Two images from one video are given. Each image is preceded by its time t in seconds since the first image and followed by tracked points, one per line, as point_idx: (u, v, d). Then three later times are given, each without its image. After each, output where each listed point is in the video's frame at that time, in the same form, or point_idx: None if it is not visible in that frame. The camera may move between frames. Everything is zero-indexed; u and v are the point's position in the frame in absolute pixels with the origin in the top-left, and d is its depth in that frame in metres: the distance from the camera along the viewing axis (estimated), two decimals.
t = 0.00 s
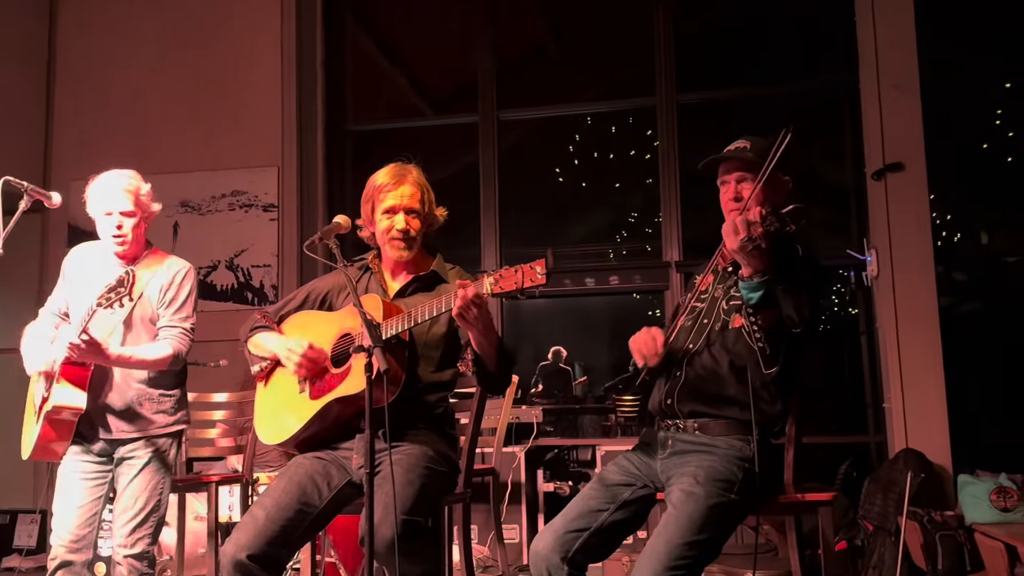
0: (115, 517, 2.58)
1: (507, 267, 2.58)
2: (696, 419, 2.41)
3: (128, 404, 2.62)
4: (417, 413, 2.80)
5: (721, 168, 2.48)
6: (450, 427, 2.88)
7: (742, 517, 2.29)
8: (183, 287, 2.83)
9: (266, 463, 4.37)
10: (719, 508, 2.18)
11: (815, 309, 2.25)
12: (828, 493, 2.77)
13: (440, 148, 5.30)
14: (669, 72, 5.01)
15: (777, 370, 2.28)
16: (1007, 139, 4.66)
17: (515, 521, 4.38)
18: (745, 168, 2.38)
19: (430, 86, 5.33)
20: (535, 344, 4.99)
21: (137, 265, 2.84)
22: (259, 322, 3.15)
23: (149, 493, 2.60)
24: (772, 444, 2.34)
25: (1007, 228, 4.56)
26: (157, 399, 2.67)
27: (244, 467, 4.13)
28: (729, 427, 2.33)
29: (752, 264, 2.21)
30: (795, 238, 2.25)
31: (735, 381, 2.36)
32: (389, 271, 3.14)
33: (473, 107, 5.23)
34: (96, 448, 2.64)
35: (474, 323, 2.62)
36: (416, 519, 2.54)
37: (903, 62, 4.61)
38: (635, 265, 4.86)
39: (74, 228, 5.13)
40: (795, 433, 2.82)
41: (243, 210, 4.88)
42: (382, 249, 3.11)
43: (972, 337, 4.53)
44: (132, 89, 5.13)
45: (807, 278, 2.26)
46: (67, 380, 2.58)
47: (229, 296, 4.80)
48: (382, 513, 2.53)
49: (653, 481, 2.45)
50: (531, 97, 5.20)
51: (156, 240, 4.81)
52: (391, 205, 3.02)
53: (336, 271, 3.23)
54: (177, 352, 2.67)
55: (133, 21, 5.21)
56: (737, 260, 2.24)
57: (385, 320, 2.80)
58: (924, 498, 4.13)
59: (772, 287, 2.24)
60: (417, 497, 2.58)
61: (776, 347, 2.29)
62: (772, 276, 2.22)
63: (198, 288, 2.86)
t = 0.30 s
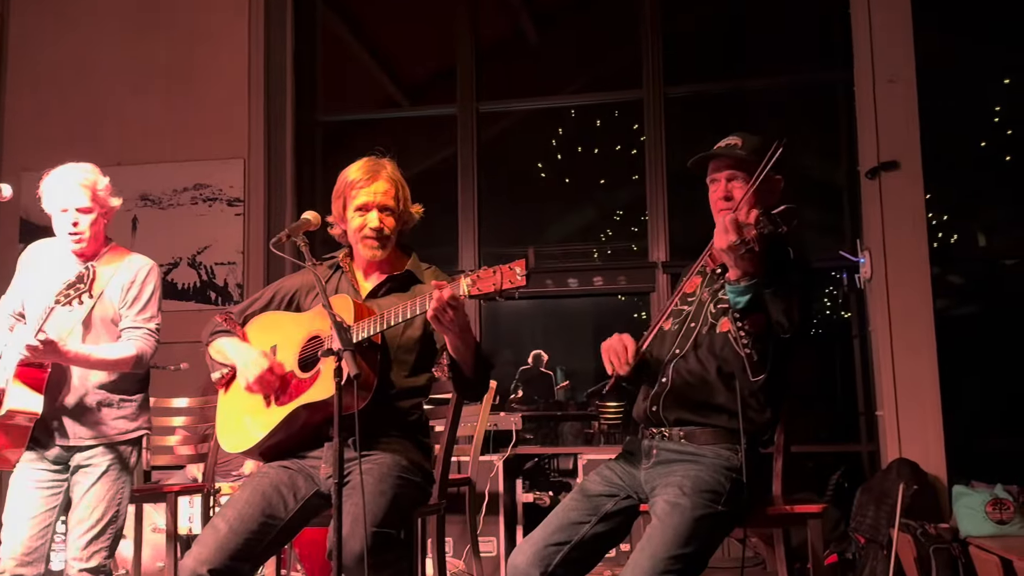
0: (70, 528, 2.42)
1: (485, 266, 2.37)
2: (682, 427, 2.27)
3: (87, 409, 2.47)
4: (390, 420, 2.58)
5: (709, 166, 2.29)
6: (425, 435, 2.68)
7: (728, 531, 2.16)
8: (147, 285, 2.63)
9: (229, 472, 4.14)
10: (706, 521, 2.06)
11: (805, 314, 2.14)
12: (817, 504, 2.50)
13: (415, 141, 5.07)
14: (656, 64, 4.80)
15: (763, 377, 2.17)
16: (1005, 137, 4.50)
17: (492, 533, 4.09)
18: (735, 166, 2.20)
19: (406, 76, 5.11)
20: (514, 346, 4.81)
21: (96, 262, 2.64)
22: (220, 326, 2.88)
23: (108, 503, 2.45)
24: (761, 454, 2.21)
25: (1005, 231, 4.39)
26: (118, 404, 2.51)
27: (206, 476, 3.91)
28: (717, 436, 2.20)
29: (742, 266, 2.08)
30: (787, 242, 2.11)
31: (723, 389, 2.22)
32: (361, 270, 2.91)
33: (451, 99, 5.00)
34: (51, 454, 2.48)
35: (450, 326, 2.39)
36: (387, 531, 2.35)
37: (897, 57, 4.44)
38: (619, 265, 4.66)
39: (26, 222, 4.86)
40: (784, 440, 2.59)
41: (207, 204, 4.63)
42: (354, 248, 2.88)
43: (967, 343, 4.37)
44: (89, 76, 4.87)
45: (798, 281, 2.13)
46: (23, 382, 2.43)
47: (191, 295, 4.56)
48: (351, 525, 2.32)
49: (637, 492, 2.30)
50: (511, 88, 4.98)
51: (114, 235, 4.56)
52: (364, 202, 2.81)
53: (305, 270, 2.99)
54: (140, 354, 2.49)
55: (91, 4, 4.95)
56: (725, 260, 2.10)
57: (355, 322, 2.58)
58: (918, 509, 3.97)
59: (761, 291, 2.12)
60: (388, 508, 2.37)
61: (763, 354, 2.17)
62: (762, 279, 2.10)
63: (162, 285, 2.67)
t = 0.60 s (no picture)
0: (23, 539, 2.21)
1: (462, 268, 2.16)
2: (665, 434, 2.13)
3: (43, 412, 2.27)
4: (358, 426, 2.36)
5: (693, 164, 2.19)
6: (397, 443, 2.46)
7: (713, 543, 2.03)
8: (108, 284, 2.42)
9: (190, 479, 3.94)
10: (687, 533, 1.93)
11: (791, 319, 1.96)
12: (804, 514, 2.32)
13: (390, 134, 4.87)
14: (641, 57, 4.64)
15: (747, 385, 2.01)
16: (1000, 135, 4.38)
17: (467, 545, 3.95)
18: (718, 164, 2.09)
19: (381, 66, 4.91)
20: (491, 348, 4.57)
21: (55, 260, 2.42)
22: (180, 327, 2.66)
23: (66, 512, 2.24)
24: (746, 462, 2.08)
25: (1000, 232, 4.27)
26: (77, 408, 2.31)
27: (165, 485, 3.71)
28: (701, 443, 2.06)
29: (722, 268, 1.94)
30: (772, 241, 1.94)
31: (707, 396, 2.08)
32: (331, 269, 2.68)
33: (428, 90, 4.81)
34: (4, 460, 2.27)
35: (424, 330, 2.21)
36: (354, 544, 2.15)
37: (890, 53, 4.32)
38: (602, 266, 4.47)
39: None
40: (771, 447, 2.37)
41: (168, 198, 4.44)
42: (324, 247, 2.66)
43: (960, 348, 4.22)
44: (47, 64, 4.67)
45: (783, 283, 1.95)
46: None
47: (151, 294, 4.36)
48: (318, 538, 2.14)
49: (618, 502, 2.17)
50: (492, 80, 4.80)
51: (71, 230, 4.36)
52: (335, 199, 2.60)
53: (268, 269, 2.73)
54: (99, 357, 2.29)
55: None
56: (705, 264, 1.97)
57: (324, 324, 2.37)
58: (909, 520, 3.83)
59: (742, 294, 1.96)
60: (357, 520, 2.18)
61: (747, 360, 2.01)
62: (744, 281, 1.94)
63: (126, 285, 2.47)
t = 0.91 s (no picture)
0: None
1: (440, 268, 2.02)
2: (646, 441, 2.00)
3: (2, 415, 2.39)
4: (327, 431, 2.19)
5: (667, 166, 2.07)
6: (369, 447, 2.29)
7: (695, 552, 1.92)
8: (70, 283, 2.54)
9: (154, 485, 3.78)
10: (667, 544, 1.82)
11: (776, 325, 1.87)
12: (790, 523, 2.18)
13: (365, 127, 4.72)
14: (627, 50, 4.51)
15: (734, 395, 1.93)
16: (993, 134, 4.28)
17: (442, 553, 3.82)
18: (695, 169, 1.99)
19: (357, 56, 4.75)
20: (471, 350, 4.46)
21: (22, 255, 2.55)
22: (146, 321, 2.49)
23: (23, 516, 2.37)
24: (729, 470, 1.98)
25: (993, 235, 4.17)
26: (33, 413, 2.43)
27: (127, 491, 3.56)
28: (682, 449, 1.94)
29: (707, 278, 1.83)
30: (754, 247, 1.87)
31: (690, 404, 1.95)
32: (302, 267, 2.49)
33: (406, 82, 4.66)
34: None
35: (395, 333, 2.06)
36: (324, 554, 2.02)
37: (882, 48, 4.20)
38: (585, 266, 4.32)
39: None
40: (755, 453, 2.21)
41: (134, 191, 4.32)
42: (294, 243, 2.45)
43: (951, 352, 4.12)
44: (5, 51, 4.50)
45: (767, 289, 1.87)
46: None
47: (115, 291, 4.23)
48: (285, 546, 1.97)
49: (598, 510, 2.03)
50: (473, 73, 4.65)
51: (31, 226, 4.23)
52: (305, 194, 2.39)
53: (237, 267, 2.54)
54: (55, 355, 2.40)
55: None
56: (688, 273, 1.86)
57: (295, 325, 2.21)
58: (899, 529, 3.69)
59: (729, 303, 1.87)
60: (327, 529, 2.03)
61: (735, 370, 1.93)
62: (729, 289, 1.85)
63: (87, 285, 2.58)
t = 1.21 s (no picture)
0: None
1: (415, 266, 1.92)
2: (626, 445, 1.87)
3: None
4: (297, 433, 2.05)
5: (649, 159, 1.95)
6: (342, 451, 2.15)
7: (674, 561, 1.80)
8: (28, 277, 2.45)
9: (120, 488, 3.66)
10: (648, 553, 1.71)
11: (762, 319, 1.78)
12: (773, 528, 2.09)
13: (342, 121, 4.62)
14: (612, 44, 4.41)
15: (721, 389, 1.81)
16: (985, 134, 4.21)
17: (419, 559, 3.69)
18: (680, 157, 1.86)
19: (335, 48, 4.66)
20: (449, 352, 4.35)
21: None
22: (111, 319, 2.33)
23: None
24: (712, 475, 1.87)
25: (982, 237, 4.14)
26: None
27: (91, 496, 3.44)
28: (664, 454, 1.82)
29: (694, 265, 1.71)
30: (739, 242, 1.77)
31: (672, 402, 1.83)
32: (273, 264, 2.33)
33: (385, 75, 4.56)
34: None
35: (362, 335, 1.93)
36: (293, 562, 1.89)
37: (871, 43, 4.12)
38: (568, 265, 4.24)
39: None
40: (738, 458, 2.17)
41: (101, 185, 4.26)
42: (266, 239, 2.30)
43: (941, 355, 4.03)
44: None
45: (753, 281, 1.76)
46: None
47: (80, 288, 4.17)
48: (251, 554, 1.85)
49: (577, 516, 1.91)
50: (454, 66, 4.56)
51: None
52: (278, 188, 2.22)
53: (207, 263, 2.37)
54: (12, 355, 2.33)
55: None
56: (675, 258, 1.73)
57: (264, 325, 2.07)
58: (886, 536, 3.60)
59: (717, 292, 1.73)
60: (297, 536, 1.90)
61: (723, 363, 1.80)
62: (718, 277, 1.72)
63: (47, 278, 2.50)
